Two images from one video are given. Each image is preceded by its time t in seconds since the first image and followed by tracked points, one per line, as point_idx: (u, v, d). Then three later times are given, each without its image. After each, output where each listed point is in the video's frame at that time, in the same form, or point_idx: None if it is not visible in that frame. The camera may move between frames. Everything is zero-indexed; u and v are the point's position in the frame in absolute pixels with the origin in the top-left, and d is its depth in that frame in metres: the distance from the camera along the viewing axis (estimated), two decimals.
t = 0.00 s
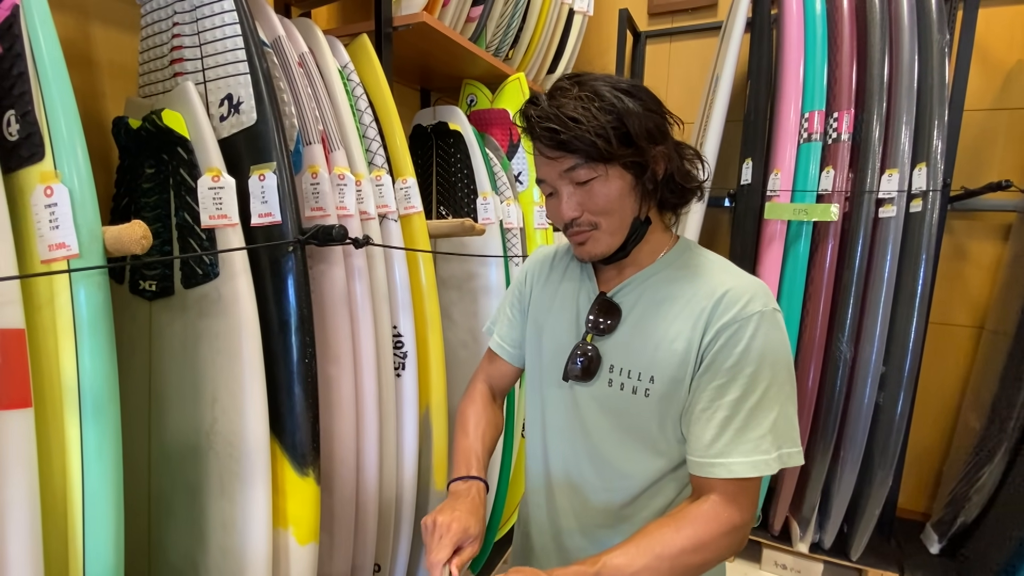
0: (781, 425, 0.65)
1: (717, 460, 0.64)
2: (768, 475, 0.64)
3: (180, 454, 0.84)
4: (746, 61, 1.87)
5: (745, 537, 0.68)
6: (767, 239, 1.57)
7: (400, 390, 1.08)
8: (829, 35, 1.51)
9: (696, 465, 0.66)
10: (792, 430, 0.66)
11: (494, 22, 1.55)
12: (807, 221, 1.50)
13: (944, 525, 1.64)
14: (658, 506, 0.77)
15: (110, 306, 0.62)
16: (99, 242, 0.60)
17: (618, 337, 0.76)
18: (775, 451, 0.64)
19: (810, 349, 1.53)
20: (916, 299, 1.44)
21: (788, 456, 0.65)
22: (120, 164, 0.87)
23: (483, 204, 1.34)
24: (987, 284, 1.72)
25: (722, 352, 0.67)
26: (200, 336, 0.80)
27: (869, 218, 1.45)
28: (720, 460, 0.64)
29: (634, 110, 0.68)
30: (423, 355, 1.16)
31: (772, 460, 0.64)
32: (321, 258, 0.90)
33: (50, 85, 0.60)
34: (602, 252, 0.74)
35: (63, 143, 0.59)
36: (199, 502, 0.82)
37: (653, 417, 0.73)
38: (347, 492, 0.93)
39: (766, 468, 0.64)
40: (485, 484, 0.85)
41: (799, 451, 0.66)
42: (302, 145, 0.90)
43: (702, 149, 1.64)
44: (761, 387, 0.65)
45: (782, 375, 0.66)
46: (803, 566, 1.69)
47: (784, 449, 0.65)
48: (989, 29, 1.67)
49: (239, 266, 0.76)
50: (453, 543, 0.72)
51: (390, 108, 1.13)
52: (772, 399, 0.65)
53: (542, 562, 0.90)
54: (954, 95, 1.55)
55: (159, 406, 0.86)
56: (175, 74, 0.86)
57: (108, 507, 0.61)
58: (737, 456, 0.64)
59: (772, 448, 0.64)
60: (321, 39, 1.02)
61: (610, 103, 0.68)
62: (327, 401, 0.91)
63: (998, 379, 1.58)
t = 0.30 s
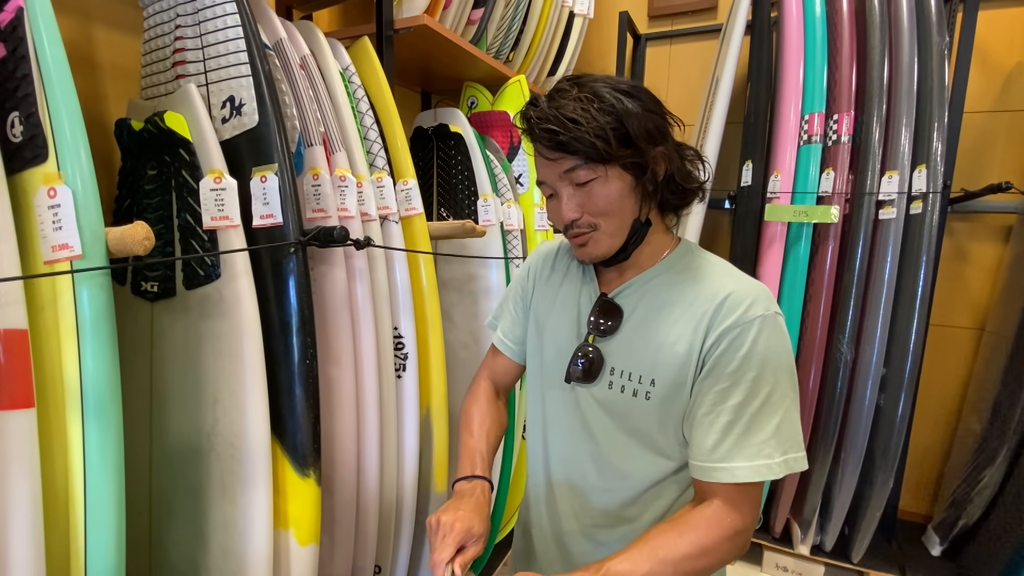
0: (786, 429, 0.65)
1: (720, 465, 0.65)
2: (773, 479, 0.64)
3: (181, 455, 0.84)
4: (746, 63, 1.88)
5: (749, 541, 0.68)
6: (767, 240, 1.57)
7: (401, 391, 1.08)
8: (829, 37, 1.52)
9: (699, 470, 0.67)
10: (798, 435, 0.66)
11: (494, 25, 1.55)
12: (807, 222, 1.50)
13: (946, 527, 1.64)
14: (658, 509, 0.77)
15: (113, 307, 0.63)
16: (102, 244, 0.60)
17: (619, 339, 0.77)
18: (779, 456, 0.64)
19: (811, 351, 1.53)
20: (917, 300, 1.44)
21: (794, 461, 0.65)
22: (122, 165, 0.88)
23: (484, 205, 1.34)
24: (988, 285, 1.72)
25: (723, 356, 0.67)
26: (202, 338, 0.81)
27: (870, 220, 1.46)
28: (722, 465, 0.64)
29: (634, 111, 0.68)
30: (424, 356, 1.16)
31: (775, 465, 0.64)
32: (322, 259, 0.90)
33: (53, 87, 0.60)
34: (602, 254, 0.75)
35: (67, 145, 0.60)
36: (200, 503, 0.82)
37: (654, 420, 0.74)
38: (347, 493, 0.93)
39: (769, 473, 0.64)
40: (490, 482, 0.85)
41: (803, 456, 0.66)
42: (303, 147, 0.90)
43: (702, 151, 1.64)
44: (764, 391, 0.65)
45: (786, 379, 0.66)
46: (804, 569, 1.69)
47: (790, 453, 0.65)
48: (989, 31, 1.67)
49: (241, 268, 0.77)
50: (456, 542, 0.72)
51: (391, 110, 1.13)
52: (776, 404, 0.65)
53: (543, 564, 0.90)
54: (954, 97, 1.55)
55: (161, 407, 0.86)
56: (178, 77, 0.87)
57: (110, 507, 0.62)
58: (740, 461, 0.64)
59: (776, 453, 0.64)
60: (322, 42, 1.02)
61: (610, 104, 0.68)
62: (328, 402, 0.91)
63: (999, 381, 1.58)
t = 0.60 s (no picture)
0: (784, 432, 0.66)
1: (718, 467, 0.65)
2: (770, 482, 0.65)
3: (183, 458, 0.84)
4: (745, 66, 1.89)
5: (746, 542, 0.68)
6: (767, 243, 1.57)
7: (402, 393, 1.08)
8: (827, 40, 1.52)
9: (697, 472, 0.67)
10: (796, 438, 0.67)
11: (494, 29, 1.56)
12: (806, 225, 1.51)
13: (945, 529, 1.64)
14: (657, 511, 0.77)
15: (117, 309, 0.63)
16: (106, 246, 0.61)
17: (619, 342, 0.77)
18: (778, 459, 0.65)
19: (810, 353, 1.53)
20: (916, 302, 1.45)
21: (792, 464, 0.66)
22: (125, 169, 0.89)
23: (484, 208, 1.35)
24: (987, 287, 1.72)
25: (722, 359, 0.67)
26: (204, 340, 0.81)
27: (869, 222, 1.46)
28: (721, 467, 0.65)
29: (637, 116, 0.69)
30: (424, 358, 1.16)
31: (774, 468, 0.64)
32: (323, 261, 0.91)
33: (59, 91, 0.61)
34: (604, 258, 0.75)
35: (72, 149, 0.61)
36: (202, 505, 0.82)
37: (653, 422, 0.74)
38: (348, 495, 0.94)
39: (767, 476, 0.64)
40: (490, 485, 0.86)
41: (801, 459, 0.66)
42: (305, 150, 0.90)
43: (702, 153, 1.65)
44: (762, 395, 0.65)
45: (784, 383, 0.66)
46: (803, 571, 1.68)
47: (788, 456, 0.66)
48: (987, 34, 1.68)
49: (243, 270, 0.77)
50: (457, 545, 0.72)
51: (392, 113, 1.14)
52: (774, 407, 0.66)
53: (543, 565, 0.91)
54: (952, 100, 1.56)
55: (163, 408, 0.87)
56: (181, 81, 0.88)
57: (113, 509, 0.62)
58: (737, 464, 0.64)
59: (774, 456, 0.65)
60: (324, 47, 1.03)
61: (613, 108, 0.69)
62: (329, 403, 0.92)
63: (998, 383, 1.58)
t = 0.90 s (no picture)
0: (781, 434, 0.66)
1: (715, 468, 0.65)
2: (767, 483, 0.65)
3: (183, 459, 0.85)
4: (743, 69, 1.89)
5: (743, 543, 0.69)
6: (765, 245, 1.58)
7: (401, 394, 1.09)
8: (825, 44, 1.53)
9: (694, 473, 0.68)
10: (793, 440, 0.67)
11: (494, 32, 1.57)
12: (804, 227, 1.51)
13: (944, 531, 1.65)
14: (655, 512, 0.78)
15: (118, 311, 0.64)
16: (108, 248, 0.62)
17: (617, 344, 0.78)
18: (774, 460, 0.65)
19: (809, 355, 1.53)
20: (913, 304, 1.45)
21: (788, 465, 0.66)
22: (127, 171, 0.89)
23: (484, 210, 1.36)
24: (985, 289, 1.73)
25: (719, 361, 0.68)
26: (205, 342, 0.82)
27: (866, 225, 1.47)
28: (718, 468, 0.65)
29: (636, 119, 0.70)
30: (424, 359, 1.17)
31: (770, 469, 0.65)
32: (323, 263, 0.92)
33: (62, 96, 0.62)
34: (603, 260, 0.76)
35: (75, 152, 0.61)
36: (202, 507, 0.83)
37: (651, 423, 0.75)
38: (348, 496, 0.94)
39: (764, 477, 0.65)
40: (490, 485, 0.86)
41: (797, 460, 0.66)
42: (305, 153, 0.91)
43: (701, 156, 1.65)
44: (759, 396, 0.66)
45: (781, 385, 0.67)
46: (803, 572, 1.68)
47: (785, 457, 0.66)
48: (984, 37, 1.69)
49: (243, 272, 0.78)
50: (458, 544, 0.73)
51: (392, 116, 1.15)
52: (771, 408, 0.66)
53: (542, 566, 0.91)
54: (949, 103, 1.57)
55: (163, 410, 0.87)
56: (182, 84, 0.88)
57: (114, 507, 0.62)
58: (735, 465, 0.65)
59: (770, 457, 0.65)
60: (324, 50, 1.04)
61: (614, 112, 0.69)
62: (329, 404, 0.92)
63: (996, 385, 1.58)
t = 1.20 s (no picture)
0: (777, 433, 0.67)
1: (712, 468, 0.66)
2: (764, 482, 0.65)
3: (181, 460, 0.85)
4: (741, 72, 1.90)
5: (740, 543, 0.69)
6: (763, 246, 1.58)
7: (399, 395, 1.09)
8: (823, 47, 1.54)
9: (691, 473, 0.68)
10: (789, 439, 0.68)
11: (493, 34, 1.58)
12: (802, 229, 1.51)
13: (942, 532, 1.65)
14: (653, 512, 0.78)
15: (117, 311, 0.64)
16: (108, 249, 0.62)
17: (614, 344, 0.78)
18: (770, 459, 0.65)
19: (807, 357, 1.54)
20: (911, 305, 1.46)
21: (784, 464, 0.66)
22: (126, 173, 0.89)
23: (482, 212, 1.37)
24: (982, 291, 1.73)
25: (714, 361, 0.68)
26: (203, 343, 0.82)
27: (864, 227, 1.47)
28: (715, 467, 0.65)
29: (630, 124, 0.70)
30: (422, 361, 1.17)
31: (767, 468, 0.65)
32: (322, 264, 0.92)
33: (61, 98, 0.62)
34: (600, 262, 0.76)
35: (74, 154, 0.61)
36: (200, 508, 0.83)
37: (648, 424, 0.75)
38: (346, 497, 0.94)
39: (760, 476, 0.65)
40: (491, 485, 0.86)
41: (792, 459, 0.67)
42: (304, 155, 0.91)
43: (699, 158, 1.65)
44: (755, 396, 0.66)
45: (777, 384, 0.67)
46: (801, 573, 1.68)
47: (781, 456, 0.66)
48: (981, 40, 1.69)
49: (242, 273, 0.78)
50: (459, 544, 0.73)
51: (391, 117, 1.15)
52: (767, 407, 0.66)
53: (541, 567, 0.91)
54: (947, 105, 1.57)
55: (162, 412, 0.87)
56: (182, 86, 0.89)
57: (112, 508, 0.63)
58: (731, 464, 0.65)
59: (767, 456, 0.65)
60: (323, 52, 1.04)
61: (607, 117, 0.70)
62: (328, 405, 0.93)
63: (993, 386, 1.59)
